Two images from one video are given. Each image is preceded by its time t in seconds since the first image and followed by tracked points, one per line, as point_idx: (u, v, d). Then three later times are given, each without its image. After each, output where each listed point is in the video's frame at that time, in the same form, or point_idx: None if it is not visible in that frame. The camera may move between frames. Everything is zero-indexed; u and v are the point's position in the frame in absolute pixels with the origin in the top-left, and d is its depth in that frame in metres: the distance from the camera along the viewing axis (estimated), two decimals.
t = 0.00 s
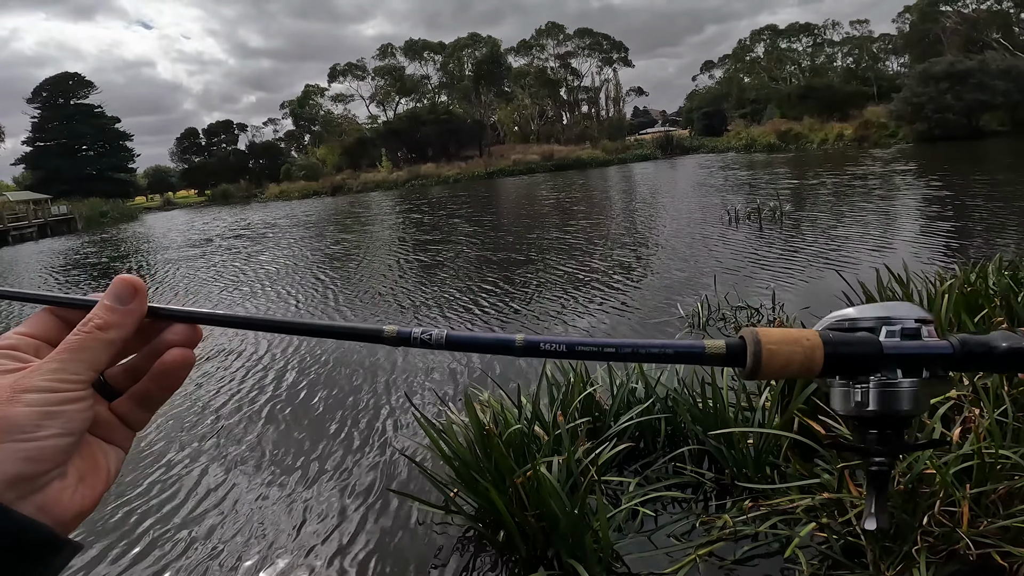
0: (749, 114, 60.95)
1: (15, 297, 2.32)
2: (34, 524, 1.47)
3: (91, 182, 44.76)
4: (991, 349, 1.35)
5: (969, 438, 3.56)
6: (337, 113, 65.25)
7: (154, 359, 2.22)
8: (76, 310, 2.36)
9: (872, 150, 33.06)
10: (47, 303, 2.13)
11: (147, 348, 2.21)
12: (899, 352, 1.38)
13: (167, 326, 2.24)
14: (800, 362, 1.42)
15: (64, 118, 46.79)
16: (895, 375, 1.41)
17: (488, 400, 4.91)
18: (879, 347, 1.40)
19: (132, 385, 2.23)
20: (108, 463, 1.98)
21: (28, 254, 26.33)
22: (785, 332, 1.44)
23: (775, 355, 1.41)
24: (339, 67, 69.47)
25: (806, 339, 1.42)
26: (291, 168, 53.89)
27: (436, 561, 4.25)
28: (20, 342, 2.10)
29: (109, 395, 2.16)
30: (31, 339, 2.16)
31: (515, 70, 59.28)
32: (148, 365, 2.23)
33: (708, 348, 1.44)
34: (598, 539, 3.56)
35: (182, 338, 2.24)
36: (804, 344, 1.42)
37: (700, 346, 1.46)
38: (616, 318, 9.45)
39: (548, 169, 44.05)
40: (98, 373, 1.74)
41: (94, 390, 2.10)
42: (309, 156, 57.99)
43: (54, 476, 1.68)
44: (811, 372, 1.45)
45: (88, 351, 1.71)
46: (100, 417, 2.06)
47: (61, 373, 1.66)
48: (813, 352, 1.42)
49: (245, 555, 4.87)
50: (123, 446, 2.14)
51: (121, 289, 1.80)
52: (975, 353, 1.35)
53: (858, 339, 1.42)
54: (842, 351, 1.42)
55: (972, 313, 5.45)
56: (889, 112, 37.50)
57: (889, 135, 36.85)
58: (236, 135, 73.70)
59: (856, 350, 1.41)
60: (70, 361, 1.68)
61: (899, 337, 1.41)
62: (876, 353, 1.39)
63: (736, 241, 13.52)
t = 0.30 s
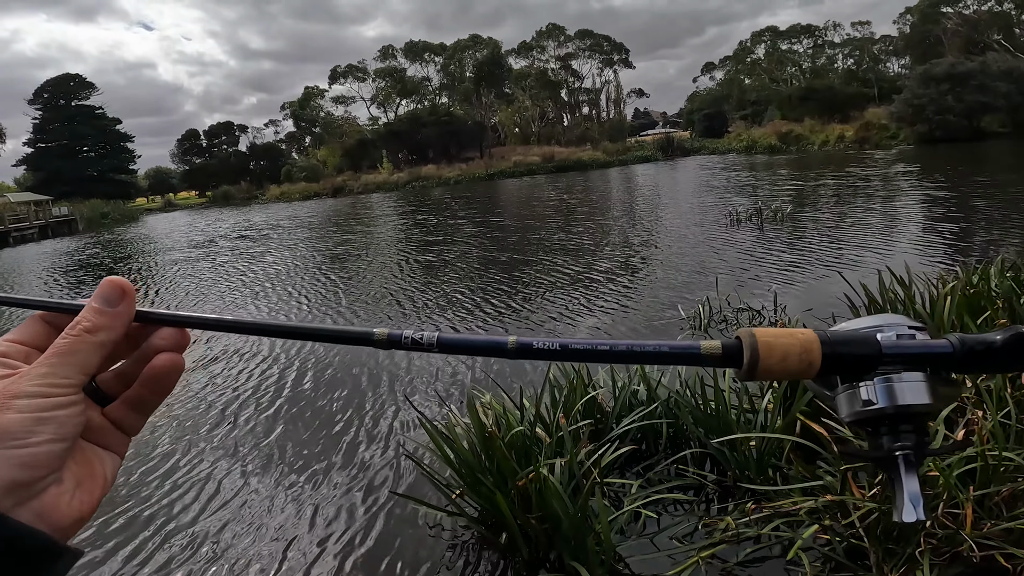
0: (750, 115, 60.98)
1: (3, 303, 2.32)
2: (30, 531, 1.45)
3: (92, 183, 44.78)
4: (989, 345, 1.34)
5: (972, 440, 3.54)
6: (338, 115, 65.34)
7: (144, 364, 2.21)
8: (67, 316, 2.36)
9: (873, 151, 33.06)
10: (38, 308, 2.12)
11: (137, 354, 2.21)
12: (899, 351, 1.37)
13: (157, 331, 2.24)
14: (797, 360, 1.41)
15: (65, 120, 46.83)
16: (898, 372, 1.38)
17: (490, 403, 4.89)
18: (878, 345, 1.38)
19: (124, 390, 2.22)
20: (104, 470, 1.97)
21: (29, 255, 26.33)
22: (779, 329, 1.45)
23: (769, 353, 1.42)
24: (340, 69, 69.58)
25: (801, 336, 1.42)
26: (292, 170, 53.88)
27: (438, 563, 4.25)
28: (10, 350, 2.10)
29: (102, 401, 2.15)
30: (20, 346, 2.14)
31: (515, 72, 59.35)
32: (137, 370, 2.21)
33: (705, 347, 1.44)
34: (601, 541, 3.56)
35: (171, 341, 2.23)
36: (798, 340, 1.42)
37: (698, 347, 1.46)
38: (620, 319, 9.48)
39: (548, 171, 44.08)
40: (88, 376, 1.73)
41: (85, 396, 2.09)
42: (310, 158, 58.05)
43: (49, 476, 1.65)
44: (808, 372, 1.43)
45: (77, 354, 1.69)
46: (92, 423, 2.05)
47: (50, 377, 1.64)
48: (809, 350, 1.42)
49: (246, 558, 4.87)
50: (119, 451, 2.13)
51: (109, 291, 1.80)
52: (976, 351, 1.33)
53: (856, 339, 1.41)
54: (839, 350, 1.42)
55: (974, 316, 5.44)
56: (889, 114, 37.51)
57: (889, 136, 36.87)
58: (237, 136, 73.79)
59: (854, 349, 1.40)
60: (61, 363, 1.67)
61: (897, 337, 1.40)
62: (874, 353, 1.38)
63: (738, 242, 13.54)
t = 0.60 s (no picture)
0: (751, 117, 60.95)
1: (5, 327, 2.31)
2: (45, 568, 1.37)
3: (93, 185, 44.82)
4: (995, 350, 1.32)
5: (977, 441, 3.51)
6: (338, 117, 65.43)
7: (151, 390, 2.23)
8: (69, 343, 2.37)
9: (874, 153, 33.03)
10: (37, 335, 2.08)
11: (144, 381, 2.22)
12: (906, 360, 1.35)
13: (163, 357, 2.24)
14: (804, 371, 1.38)
15: (65, 121, 46.87)
16: (906, 383, 1.39)
17: (491, 404, 4.87)
18: (885, 355, 1.36)
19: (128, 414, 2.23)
20: (107, 497, 1.97)
21: (30, 256, 26.33)
22: (786, 341, 1.41)
23: (776, 365, 1.37)
24: (341, 71, 69.70)
25: (809, 346, 1.38)
26: (293, 171, 53.91)
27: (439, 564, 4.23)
28: (14, 375, 2.10)
29: (106, 423, 2.16)
30: (25, 372, 2.15)
31: (516, 74, 59.41)
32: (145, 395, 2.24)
33: (709, 361, 1.41)
34: (603, 544, 3.54)
35: (177, 369, 2.23)
36: (805, 352, 1.38)
37: (703, 362, 1.43)
38: (625, 320, 9.45)
39: (549, 172, 44.09)
40: (92, 405, 1.71)
41: (89, 421, 2.10)
42: (310, 159, 58.11)
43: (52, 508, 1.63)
44: (816, 383, 1.41)
45: (82, 383, 1.67)
46: (97, 448, 2.07)
47: (56, 407, 1.62)
48: (817, 360, 1.39)
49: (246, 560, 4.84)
50: (121, 476, 2.14)
51: (110, 318, 1.77)
52: (983, 356, 1.31)
53: (865, 348, 1.38)
54: (846, 360, 1.38)
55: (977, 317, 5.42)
56: (890, 115, 37.51)
57: (890, 137, 36.87)
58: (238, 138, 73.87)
59: (860, 359, 1.37)
60: (62, 396, 1.63)
61: (903, 346, 1.40)
62: (881, 363, 1.36)
63: (739, 243, 13.55)
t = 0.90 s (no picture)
0: (751, 118, 61.05)
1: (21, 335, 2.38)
2: None
3: (94, 186, 44.89)
4: (983, 358, 1.33)
5: (979, 442, 3.50)
6: (339, 119, 65.57)
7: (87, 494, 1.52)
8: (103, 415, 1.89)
9: (875, 154, 33.11)
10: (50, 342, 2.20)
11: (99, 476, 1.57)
12: (897, 368, 1.32)
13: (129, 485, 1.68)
14: (796, 379, 1.34)
15: (66, 122, 46.97)
16: (894, 389, 1.34)
17: (493, 406, 4.86)
18: (875, 362, 1.33)
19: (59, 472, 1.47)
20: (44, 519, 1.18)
21: (30, 258, 26.28)
22: (776, 348, 1.38)
23: (769, 373, 1.33)
24: (342, 72, 69.83)
25: (799, 355, 1.35)
26: (294, 173, 53.93)
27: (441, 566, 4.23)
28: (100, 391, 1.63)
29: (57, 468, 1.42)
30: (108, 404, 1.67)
31: (517, 75, 59.49)
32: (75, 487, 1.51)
33: (703, 369, 1.35)
34: (605, 545, 3.54)
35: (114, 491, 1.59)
36: (796, 359, 1.35)
37: (696, 369, 1.36)
38: (628, 321, 9.46)
39: (549, 174, 44.18)
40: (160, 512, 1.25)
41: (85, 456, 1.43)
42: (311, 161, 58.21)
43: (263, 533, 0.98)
44: (807, 390, 1.37)
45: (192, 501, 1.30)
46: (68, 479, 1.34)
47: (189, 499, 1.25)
48: (808, 368, 1.35)
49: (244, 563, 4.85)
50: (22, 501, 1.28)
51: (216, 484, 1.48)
52: (970, 365, 1.31)
53: (854, 356, 1.36)
54: (838, 368, 1.35)
55: (978, 317, 5.40)
56: (890, 117, 37.59)
57: (890, 138, 36.89)
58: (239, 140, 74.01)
59: (850, 367, 1.34)
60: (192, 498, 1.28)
61: (891, 355, 1.37)
62: (869, 371, 1.33)
63: (741, 245, 13.57)
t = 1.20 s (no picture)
0: (751, 119, 61.14)
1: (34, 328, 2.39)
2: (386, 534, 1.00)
3: (95, 188, 44.91)
4: (968, 358, 1.32)
5: (980, 443, 3.49)
6: (340, 121, 65.69)
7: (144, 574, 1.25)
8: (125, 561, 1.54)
9: (875, 155, 33.15)
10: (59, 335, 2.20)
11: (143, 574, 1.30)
12: (878, 367, 1.30)
13: None
14: (775, 376, 1.32)
15: (67, 124, 47.01)
16: (874, 389, 1.32)
17: (494, 407, 4.85)
18: (855, 361, 1.31)
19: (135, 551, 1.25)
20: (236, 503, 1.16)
21: (31, 259, 26.26)
22: (756, 345, 1.35)
23: (752, 369, 1.31)
24: (343, 74, 69.97)
25: (780, 352, 1.32)
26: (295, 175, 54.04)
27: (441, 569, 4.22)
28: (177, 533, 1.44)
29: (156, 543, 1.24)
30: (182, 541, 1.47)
31: (517, 76, 59.56)
32: None
33: (680, 365, 1.34)
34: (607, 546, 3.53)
35: None
36: (776, 357, 1.32)
37: (672, 365, 1.36)
38: (632, 322, 9.47)
39: (550, 175, 44.25)
40: None
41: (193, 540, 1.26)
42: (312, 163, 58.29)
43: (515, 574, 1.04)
44: (787, 389, 1.35)
45: None
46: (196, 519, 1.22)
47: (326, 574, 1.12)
48: (788, 365, 1.33)
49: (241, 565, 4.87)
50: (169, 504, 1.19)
51: None
52: (952, 364, 1.30)
53: (836, 354, 1.33)
54: (817, 366, 1.33)
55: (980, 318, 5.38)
56: (890, 118, 37.66)
57: (891, 139, 36.87)
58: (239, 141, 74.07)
59: (827, 365, 1.32)
60: None
61: (873, 352, 1.34)
62: (852, 370, 1.31)
63: (741, 246, 13.59)
